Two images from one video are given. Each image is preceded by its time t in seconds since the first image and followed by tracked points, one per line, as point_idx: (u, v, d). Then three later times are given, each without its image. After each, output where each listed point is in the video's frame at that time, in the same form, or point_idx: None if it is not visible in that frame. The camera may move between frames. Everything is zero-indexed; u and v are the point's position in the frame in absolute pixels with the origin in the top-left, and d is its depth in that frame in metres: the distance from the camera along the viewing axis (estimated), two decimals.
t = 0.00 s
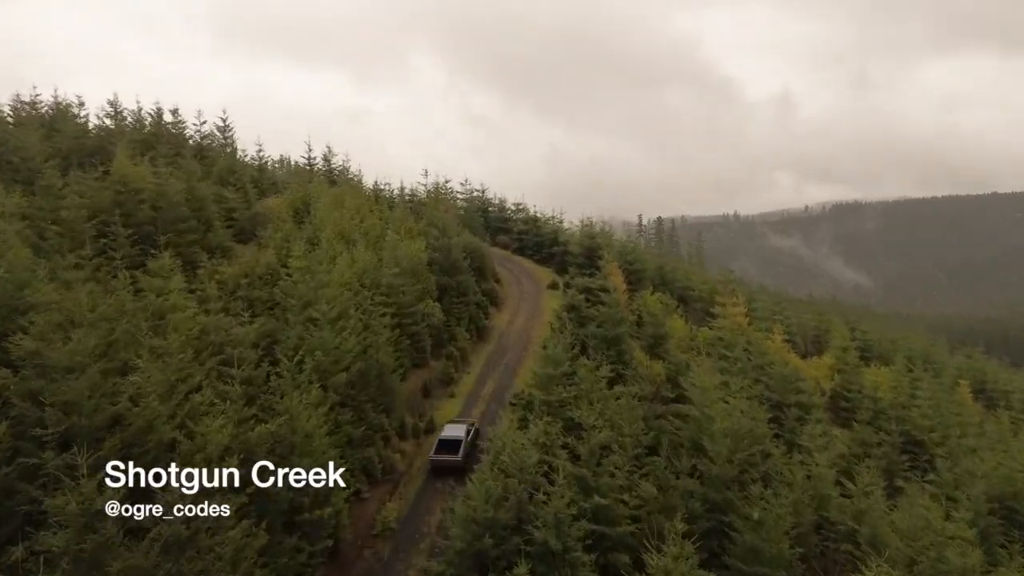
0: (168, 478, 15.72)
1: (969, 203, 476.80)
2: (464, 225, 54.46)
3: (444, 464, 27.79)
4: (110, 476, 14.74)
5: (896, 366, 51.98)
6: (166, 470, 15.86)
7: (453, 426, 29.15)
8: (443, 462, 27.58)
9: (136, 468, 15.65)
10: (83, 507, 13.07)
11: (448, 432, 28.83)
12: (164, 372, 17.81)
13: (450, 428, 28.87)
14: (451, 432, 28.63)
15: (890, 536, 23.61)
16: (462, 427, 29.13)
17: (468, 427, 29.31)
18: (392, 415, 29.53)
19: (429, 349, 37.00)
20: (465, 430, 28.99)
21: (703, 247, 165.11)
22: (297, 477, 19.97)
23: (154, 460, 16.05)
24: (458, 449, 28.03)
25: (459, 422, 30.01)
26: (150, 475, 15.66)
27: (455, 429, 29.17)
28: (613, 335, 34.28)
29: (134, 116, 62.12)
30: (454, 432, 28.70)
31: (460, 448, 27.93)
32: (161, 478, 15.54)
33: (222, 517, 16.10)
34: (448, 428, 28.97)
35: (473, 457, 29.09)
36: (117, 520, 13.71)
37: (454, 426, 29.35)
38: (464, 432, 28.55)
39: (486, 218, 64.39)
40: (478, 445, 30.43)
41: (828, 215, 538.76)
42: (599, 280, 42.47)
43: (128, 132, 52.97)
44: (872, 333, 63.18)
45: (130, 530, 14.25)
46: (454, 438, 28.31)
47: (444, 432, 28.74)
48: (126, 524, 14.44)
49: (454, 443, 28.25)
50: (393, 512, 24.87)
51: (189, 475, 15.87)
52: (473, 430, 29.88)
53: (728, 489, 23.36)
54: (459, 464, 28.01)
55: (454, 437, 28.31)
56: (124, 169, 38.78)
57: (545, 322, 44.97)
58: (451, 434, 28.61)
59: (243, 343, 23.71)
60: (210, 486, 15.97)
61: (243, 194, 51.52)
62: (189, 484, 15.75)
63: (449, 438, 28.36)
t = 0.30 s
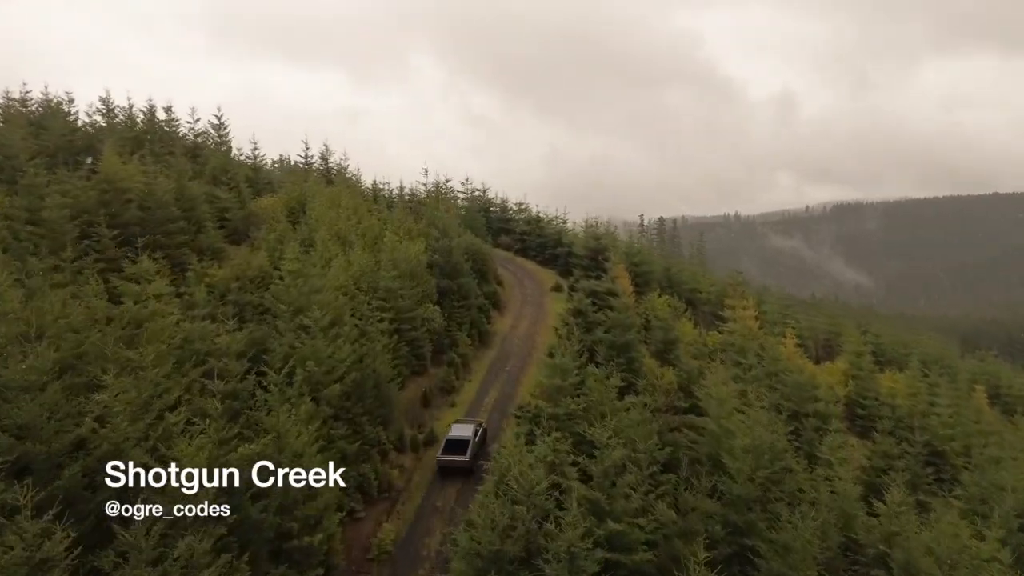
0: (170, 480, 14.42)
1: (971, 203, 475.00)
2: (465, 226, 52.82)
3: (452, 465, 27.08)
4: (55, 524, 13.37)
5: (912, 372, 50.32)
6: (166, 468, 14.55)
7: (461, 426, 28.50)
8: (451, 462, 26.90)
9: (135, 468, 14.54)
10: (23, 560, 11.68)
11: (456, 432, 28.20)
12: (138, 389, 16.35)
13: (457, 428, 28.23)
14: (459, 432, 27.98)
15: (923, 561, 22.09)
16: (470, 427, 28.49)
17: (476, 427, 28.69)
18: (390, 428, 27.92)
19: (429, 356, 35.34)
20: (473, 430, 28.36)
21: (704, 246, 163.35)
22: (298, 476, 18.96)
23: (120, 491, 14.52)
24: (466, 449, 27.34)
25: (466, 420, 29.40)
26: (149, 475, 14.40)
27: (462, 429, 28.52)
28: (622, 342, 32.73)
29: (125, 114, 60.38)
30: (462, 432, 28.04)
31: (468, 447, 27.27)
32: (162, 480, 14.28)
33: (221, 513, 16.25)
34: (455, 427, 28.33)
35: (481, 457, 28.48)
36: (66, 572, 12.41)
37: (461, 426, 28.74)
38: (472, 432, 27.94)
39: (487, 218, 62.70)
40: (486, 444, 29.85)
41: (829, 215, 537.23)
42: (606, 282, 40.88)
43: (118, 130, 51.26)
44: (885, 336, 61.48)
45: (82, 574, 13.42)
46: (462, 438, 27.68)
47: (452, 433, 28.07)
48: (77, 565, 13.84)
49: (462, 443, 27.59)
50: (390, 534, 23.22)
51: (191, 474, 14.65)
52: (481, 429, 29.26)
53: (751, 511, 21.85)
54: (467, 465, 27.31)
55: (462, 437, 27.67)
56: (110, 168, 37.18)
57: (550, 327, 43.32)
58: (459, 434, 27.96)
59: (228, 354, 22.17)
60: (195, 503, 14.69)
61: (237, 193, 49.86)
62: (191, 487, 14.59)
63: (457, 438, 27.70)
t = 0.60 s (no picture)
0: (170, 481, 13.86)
1: (973, 203, 473.20)
2: (467, 226, 51.10)
3: (459, 465, 26.38)
4: None
5: (929, 378, 48.54)
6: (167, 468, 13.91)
7: (469, 426, 27.83)
8: (459, 462, 26.22)
9: (135, 469, 13.46)
10: None
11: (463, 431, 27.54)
12: (102, 411, 14.66)
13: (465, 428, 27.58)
14: (466, 432, 27.32)
15: None
16: (478, 427, 27.83)
17: (484, 426, 28.04)
18: (387, 442, 26.22)
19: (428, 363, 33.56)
20: (480, 430, 27.71)
21: (707, 246, 161.49)
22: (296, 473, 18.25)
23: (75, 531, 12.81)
24: (473, 449, 26.66)
25: (474, 420, 28.76)
26: (150, 475, 13.51)
27: (470, 428, 27.84)
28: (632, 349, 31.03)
29: (114, 111, 58.49)
30: (470, 432, 27.35)
31: (476, 447, 26.57)
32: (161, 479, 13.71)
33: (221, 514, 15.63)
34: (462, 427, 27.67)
35: (489, 458, 27.75)
36: None
37: (469, 425, 28.10)
38: (480, 432, 27.28)
39: (488, 218, 60.92)
40: (493, 445, 29.06)
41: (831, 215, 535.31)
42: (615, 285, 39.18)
43: (106, 126, 49.39)
44: (898, 339, 59.75)
45: None
46: (470, 437, 26.99)
47: (459, 432, 27.38)
48: None
49: (469, 443, 26.90)
50: (385, 561, 21.53)
51: (192, 475, 14.52)
52: (488, 429, 28.57)
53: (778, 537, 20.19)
54: (474, 465, 26.60)
55: (470, 437, 26.97)
56: (94, 165, 35.34)
57: (555, 331, 41.59)
58: (466, 434, 27.29)
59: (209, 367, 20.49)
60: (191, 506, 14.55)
61: (229, 193, 48.07)
62: (190, 487, 14.53)
63: (464, 438, 27.01)
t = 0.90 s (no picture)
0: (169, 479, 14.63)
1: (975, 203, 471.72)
2: (467, 228, 49.70)
3: (467, 466, 25.71)
4: None
5: (946, 384, 46.99)
6: (166, 469, 14.68)
7: (477, 426, 27.22)
8: (468, 463, 25.55)
9: (134, 467, 14.25)
10: None
11: (472, 432, 26.94)
12: (62, 437, 13.29)
13: (473, 428, 27.01)
14: (474, 432, 26.74)
15: None
16: (486, 426, 27.22)
17: (492, 426, 27.45)
18: (385, 458, 24.76)
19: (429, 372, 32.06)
20: (489, 430, 27.10)
21: (710, 246, 159.98)
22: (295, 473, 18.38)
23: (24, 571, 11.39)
24: (482, 449, 26.03)
25: (482, 420, 28.14)
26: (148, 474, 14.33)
27: (478, 429, 27.21)
28: (642, 358, 29.58)
29: (105, 109, 56.91)
30: (478, 432, 26.75)
31: (485, 447, 25.93)
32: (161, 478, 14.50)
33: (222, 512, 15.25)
34: (471, 428, 27.07)
35: (497, 459, 27.10)
36: None
37: (477, 425, 27.49)
38: (489, 431, 26.68)
39: (489, 218, 59.45)
40: (502, 446, 28.41)
41: (833, 215, 533.77)
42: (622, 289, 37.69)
43: (96, 124, 47.86)
44: (909, 341, 58.32)
45: None
46: (478, 437, 26.39)
47: (467, 433, 26.77)
48: None
49: (478, 443, 26.29)
50: None
51: (189, 475, 15.29)
52: (497, 429, 27.95)
53: (804, 563, 18.78)
54: (483, 466, 25.94)
55: (478, 437, 26.38)
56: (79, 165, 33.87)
57: (560, 337, 40.08)
58: (474, 434, 26.69)
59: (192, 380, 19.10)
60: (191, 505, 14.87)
61: (222, 193, 46.54)
62: (188, 486, 15.23)
63: (473, 438, 26.41)
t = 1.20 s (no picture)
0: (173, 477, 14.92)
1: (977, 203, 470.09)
2: (469, 228, 48.17)
3: (477, 463, 25.37)
4: None
5: (964, 389, 45.47)
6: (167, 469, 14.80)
7: (486, 422, 26.83)
8: (477, 460, 25.20)
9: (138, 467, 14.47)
10: None
11: (481, 429, 26.52)
12: (13, 464, 11.76)
13: (482, 425, 26.60)
14: (483, 429, 26.34)
15: None
16: (496, 423, 26.82)
17: (502, 423, 27.05)
18: (382, 472, 23.27)
19: (429, 379, 30.54)
20: (498, 426, 26.70)
21: (713, 246, 158.25)
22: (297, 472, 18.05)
23: None
24: (492, 446, 25.65)
25: (491, 417, 27.70)
26: (151, 474, 14.63)
27: (487, 426, 26.80)
28: (654, 365, 28.08)
29: (96, 106, 55.31)
30: (487, 429, 26.33)
31: (495, 444, 25.56)
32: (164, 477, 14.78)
33: (222, 514, 14.24)
34: (479, 425, 26.65)
35: (507, 456, 26.72)
36: None
37: (485, 422, 27.09)
38: (498, 428, 26.25)
39: (491, 219, 57.88)
40: (512, 443, 28.03)
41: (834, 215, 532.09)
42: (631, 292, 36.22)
43: (84, 121, 46.31)
44: (923, 344, 56.76)
45: None
46: (488, 435, 25.98)
47: (476, 429, 26.37)
48: None
49: (487, 440, 25.91)
50: None
51: (191, 476, 14.68)
52: (507, 426, 27.56)
53: None
54: (493, 463, 25.58)
55: (488, 434, 25.97)
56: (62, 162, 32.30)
57: (566, 341, 38.60)
58: (484, 431, 26.27)
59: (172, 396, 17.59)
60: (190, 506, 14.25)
61: (215, 192, 44.99)
62: (190, 487, 14.50)
63: (482, 436, 26.02)
